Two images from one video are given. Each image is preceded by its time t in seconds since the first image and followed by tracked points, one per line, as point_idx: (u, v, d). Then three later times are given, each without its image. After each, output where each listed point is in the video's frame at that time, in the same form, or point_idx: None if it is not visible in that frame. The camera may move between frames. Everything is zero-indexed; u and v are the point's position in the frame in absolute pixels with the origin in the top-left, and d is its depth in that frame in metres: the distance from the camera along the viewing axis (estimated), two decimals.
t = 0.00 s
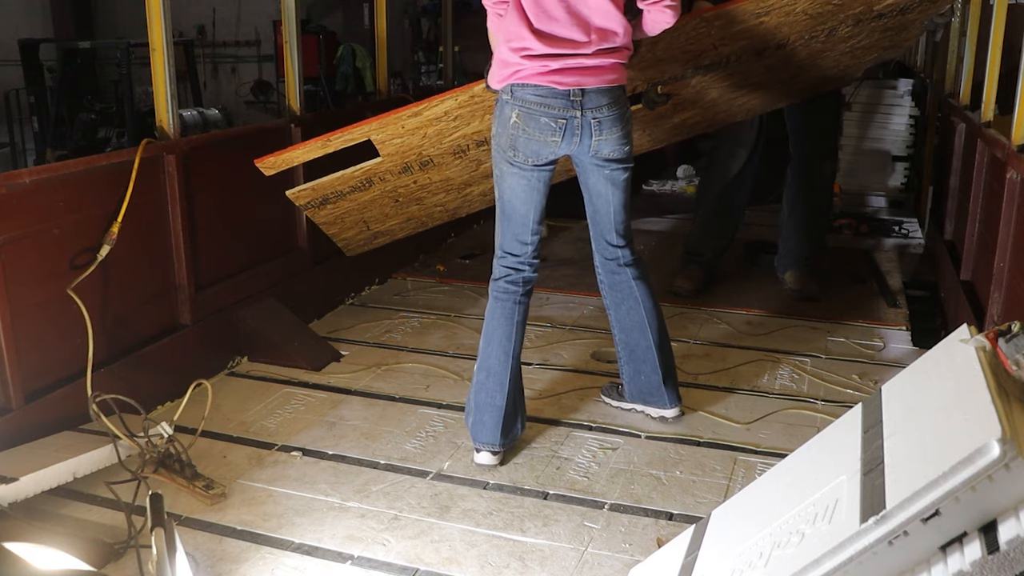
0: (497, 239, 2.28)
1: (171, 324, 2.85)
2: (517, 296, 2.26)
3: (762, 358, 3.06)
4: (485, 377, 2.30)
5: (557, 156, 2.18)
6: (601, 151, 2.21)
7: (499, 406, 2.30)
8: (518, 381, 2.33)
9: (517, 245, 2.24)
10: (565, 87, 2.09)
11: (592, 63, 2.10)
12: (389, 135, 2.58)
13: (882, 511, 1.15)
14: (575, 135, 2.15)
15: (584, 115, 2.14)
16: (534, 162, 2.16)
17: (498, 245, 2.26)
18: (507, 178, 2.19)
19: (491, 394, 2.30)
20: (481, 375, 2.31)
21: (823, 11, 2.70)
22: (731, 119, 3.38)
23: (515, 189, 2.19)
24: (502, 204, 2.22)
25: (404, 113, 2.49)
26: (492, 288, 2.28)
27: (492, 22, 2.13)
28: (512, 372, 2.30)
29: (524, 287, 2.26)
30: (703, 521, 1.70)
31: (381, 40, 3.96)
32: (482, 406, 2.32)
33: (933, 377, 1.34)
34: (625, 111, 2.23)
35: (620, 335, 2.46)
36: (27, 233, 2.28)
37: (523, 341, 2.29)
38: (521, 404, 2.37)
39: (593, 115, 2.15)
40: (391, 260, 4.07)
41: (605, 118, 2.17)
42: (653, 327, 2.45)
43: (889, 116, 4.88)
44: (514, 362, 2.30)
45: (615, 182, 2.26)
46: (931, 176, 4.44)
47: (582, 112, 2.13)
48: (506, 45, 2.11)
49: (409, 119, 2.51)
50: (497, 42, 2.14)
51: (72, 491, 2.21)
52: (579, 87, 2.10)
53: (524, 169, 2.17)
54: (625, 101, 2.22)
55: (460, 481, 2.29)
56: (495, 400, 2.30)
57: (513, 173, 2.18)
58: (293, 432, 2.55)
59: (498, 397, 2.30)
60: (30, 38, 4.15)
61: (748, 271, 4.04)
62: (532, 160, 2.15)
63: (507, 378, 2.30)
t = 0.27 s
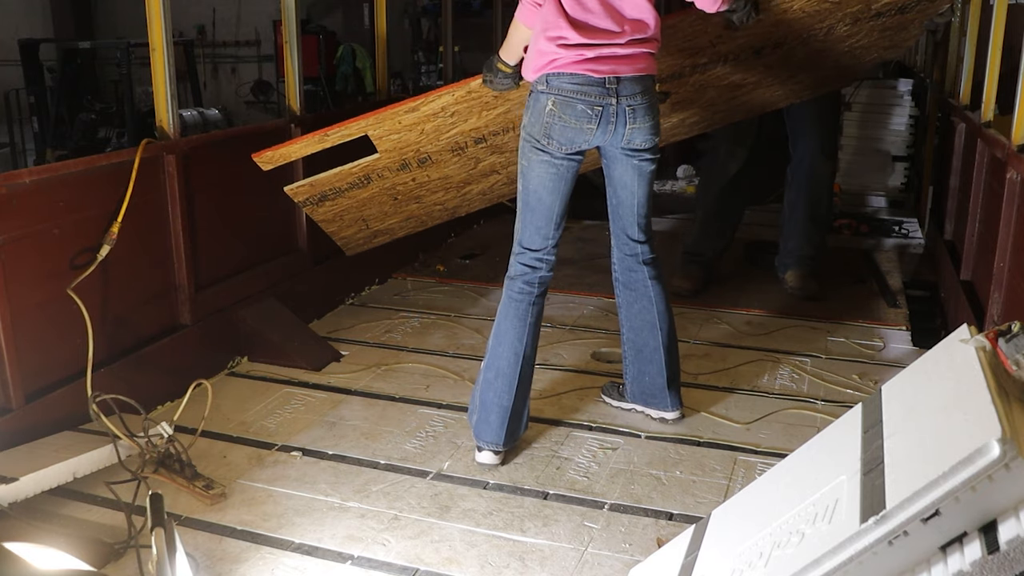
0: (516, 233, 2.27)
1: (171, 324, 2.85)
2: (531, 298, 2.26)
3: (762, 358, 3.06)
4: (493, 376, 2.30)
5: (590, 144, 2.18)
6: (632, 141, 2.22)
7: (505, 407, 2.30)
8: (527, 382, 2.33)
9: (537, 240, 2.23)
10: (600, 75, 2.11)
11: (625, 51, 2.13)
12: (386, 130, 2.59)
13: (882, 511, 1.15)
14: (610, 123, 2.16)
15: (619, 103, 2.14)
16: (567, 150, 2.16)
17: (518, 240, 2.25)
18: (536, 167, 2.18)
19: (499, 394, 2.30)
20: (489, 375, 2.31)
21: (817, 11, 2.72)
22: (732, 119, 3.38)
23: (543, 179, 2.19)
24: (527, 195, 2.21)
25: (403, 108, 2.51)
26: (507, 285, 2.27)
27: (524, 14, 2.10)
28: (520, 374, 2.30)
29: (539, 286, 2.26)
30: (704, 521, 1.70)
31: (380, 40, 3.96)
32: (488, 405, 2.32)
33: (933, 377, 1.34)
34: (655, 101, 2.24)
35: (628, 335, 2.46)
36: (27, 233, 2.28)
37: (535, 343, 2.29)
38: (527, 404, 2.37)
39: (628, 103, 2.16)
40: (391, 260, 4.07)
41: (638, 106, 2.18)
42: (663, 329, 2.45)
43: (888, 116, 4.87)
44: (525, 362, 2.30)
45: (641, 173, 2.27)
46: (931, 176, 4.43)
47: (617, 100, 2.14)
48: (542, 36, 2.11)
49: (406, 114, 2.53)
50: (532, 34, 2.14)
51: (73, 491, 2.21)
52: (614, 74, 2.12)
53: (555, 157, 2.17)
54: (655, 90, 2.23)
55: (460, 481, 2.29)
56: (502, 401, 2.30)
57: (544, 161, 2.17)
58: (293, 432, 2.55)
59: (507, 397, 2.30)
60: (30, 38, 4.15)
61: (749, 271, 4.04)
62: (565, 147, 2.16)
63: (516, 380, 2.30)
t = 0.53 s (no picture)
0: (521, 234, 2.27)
1: (171, 324, 2.85)
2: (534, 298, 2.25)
3: (762, 359, 3.06)
4: (495, 379, 2.30)
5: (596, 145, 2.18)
6: (639, 141, 2.21)
7: (506, 409, 2.30)
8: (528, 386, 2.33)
9: (541, 241, 2.23)
10: (606, 75, 2.10)
11: (631, 50, 2.12)
12: (385, 134, 2.59)
13: (882, 511, 1.15)
14: (617, 123, 2.16)
15: (625, 103, 2.14)
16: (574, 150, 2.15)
17: (522, 241, 2.25)
18: (542, 167, 2.18)
19: (500, 397, 2.30)
20: (490, 378, 2.30)
21: (813, 14, 2.73)
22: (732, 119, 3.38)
23: (549, 179, 2.19)
24: (532, 196, 2.21)
25: (402, 112, 2.51)
26: (511, 287, 2.26)
27: (525, 20, 2.12)
28: (522, 376, 2.29)
29: (542, 288, 2.26)
30: (704, 521, 1.69)
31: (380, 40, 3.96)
32: (489, 407, 2.31)
33: (933, 377, 1.34)
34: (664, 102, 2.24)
35: (631, 335, 2.46)
36: (27, 233, 2.28)
37: (537, 346, 2.29)
38: (527, 406, 2.37)
39: (635, 103, 2.16)
40: (391, 260, 4.07)
41: (645, 107, 2.17)
42: (667, 330, 2.46)
43: (888, 116, 4.87)
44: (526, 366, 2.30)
45: (648, 174, 2.27)
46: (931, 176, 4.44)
47: (624, 100, 2.14)
48: (545, 41, 2.11)
49: (404, 119, 2.53)
50: (536, 38, 2.14)
51: (72, 491, 2.21)
52: (620, 75, 2.11)
53: (561, 156, 2.17)
54: (664, 91, 2.23)
55: (460, 481, 2.29)
56: (504, 403, 2.29)
57: (550, 161, 2.17)
58: (293, 432, 2.55)
59: (508, 400, 2.30)
60: (30, 38, 4.15)
61: (749, 271, 4.04)
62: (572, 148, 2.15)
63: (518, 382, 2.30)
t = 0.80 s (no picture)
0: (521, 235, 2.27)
1: (170, 324, 2.85)
2: (535, 299, 2.25)
3: (762, 358, 3.06)
4: (495, 380, 2.30)
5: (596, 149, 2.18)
6: (639, 145, 2.21)
7: (506, 410, 2.30)
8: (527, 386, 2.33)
9: (541, 244, 2.23)
10: (604, 79, 2.10)
11: (630, 53, 2.11)
12: (377, 151, 2.57)
13: (882, 511, 1.15)
14: (616, 127, 2.16)
15: (625, 107, 2.14)
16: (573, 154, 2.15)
17: (522, 243, 2.25)
18: (542, 170, 2.18)
19: (499, 399, 2.30)
20: (490, 380, 2.30)
21: (809, 19, 2.71)
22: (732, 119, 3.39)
23: (549, 182, 2.19)
24: (532, 199, 2.21)
25: (394, 131, 2.49)
26: (511, 288, 2.26)
27: (503, 32, 2.09)
28: (522, 377, 2.29)
29: (543, 290, 2.26)
30: (704, 521, 1.69)
31: (381, 40, 3.97)
32: (488, 408, 2.31)
33: (933, 377, 1.34)
34: (664, 105, 2.23)
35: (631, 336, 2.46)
36: (27, 233, 2.28)
37: (538, 347, 2.29)
38: (527, 407, 2.37)
39: (634, 107, 2.15)
40: (391, 260, 4.07)
41: (645, 110, 2.17)
42: (667, 331, 2.46)
43: (889, 116, 4.87)
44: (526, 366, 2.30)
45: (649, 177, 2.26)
46: (931, 176, 4.44)
47: (623, 104, 2.13)
48: (545, 46, 2.13)
49: (396, 137, 2.51)
50: (536, 44, 2.16)
51: (72, 491, 2.21)
52: (619, 78, 2.11)
53: (561, 160, 2.17)
54: (664, 94, 2.22)
55: (460, 481, 2.29)
56: (504, 404, 2.29)
57: (550, 164, 2.17)
58: (293, 432, 2.55)
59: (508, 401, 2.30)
60: (30, 38, 4.15)
61: (749, 271, 4.04)
62: (571, 151, 2.15)
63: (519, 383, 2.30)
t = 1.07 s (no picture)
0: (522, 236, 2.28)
1: (170, 325, 2.85)
2: (536, 300, 2.25)
3: (762, 358, 3.06)
4: (495, 379, 2.29)
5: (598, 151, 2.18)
6: (641, 148, 2.21)
7: (506, 410, 2.30)
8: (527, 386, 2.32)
9: (542, 245, 2.23)
10: (607, 81, 2.10)
11: (631, 55, 2.11)
12: (377, 181, 2.57)
13: (882, 511, 1.15)
14: (618, 130, 2.15)
15: (626, 109, 2.14)
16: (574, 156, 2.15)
17: (523, 244, 2.25)
18: (543, 172, 2.18)
19: (499, 398, 2.30)
20: (490, 379, 2.30)
21: (804, 29, 2.70)
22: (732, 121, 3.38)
23: (550, 185, 2.19)
24: (534, 200, 2.21)
25: (394, 162, 2.49)
26: (512, 288, 2.26)
27: (489, 45, 2.14)
28: (523, 377, 2.29)
29: (543, 291, 2.26)
30: (703, 521, 1.69)
31: (380, 40, 3.97)
32: (488, 407, 2.31)
33: (933, 377, 1.34)
34: (667, 108, 2.23)
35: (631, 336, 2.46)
36: (27, 233, 2.28)
37: (538, 347, 2.29)
38: (527, 407, 2.37)
39: (636, 109, 2.15)
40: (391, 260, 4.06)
41: (647, 113, 2.16)
42: (667, 332, 2.45)
43: (889, 116, 4.87)
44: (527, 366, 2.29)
45: (650, 178, 2.26)
46: (931, 177, 4.44)
47: (625, 106, 2.13)
48: (546, 48, 2.14)
49: (393, 167, 2.51)
50: (538, 46, 2.17)
51: (72, 491, 2.21)
52: (621, 81, 2.11)
53: (563, 163, 2.17)
54: (667, 97, 2.22)
55: (460, 481, 2.29)
56: (505, 404, 2.29)
57: (551, 167, 2.17)
58: (293, 432, 2.55)
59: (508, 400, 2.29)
60: (30, 38, 4.15)
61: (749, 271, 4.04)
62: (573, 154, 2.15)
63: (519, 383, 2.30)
